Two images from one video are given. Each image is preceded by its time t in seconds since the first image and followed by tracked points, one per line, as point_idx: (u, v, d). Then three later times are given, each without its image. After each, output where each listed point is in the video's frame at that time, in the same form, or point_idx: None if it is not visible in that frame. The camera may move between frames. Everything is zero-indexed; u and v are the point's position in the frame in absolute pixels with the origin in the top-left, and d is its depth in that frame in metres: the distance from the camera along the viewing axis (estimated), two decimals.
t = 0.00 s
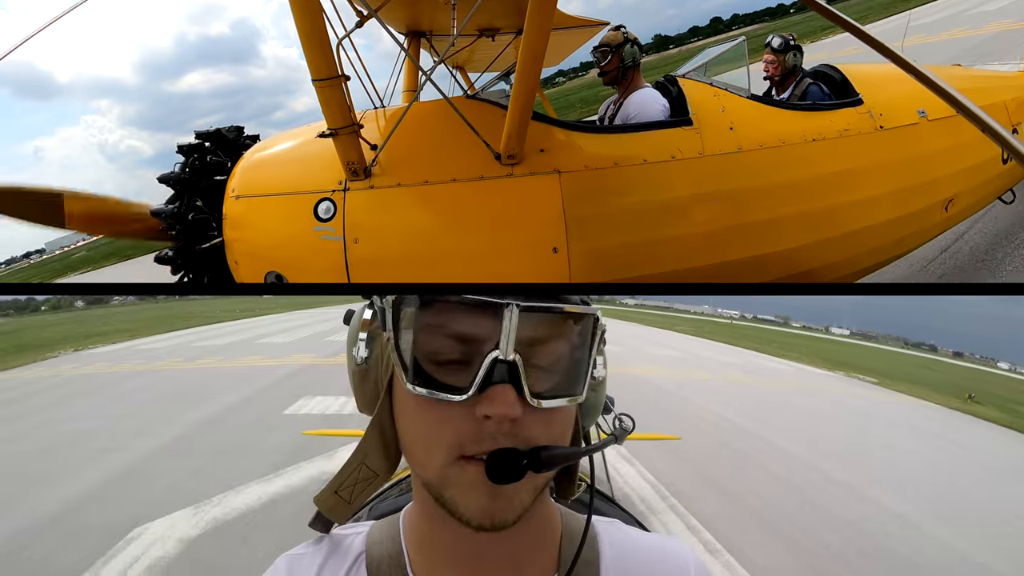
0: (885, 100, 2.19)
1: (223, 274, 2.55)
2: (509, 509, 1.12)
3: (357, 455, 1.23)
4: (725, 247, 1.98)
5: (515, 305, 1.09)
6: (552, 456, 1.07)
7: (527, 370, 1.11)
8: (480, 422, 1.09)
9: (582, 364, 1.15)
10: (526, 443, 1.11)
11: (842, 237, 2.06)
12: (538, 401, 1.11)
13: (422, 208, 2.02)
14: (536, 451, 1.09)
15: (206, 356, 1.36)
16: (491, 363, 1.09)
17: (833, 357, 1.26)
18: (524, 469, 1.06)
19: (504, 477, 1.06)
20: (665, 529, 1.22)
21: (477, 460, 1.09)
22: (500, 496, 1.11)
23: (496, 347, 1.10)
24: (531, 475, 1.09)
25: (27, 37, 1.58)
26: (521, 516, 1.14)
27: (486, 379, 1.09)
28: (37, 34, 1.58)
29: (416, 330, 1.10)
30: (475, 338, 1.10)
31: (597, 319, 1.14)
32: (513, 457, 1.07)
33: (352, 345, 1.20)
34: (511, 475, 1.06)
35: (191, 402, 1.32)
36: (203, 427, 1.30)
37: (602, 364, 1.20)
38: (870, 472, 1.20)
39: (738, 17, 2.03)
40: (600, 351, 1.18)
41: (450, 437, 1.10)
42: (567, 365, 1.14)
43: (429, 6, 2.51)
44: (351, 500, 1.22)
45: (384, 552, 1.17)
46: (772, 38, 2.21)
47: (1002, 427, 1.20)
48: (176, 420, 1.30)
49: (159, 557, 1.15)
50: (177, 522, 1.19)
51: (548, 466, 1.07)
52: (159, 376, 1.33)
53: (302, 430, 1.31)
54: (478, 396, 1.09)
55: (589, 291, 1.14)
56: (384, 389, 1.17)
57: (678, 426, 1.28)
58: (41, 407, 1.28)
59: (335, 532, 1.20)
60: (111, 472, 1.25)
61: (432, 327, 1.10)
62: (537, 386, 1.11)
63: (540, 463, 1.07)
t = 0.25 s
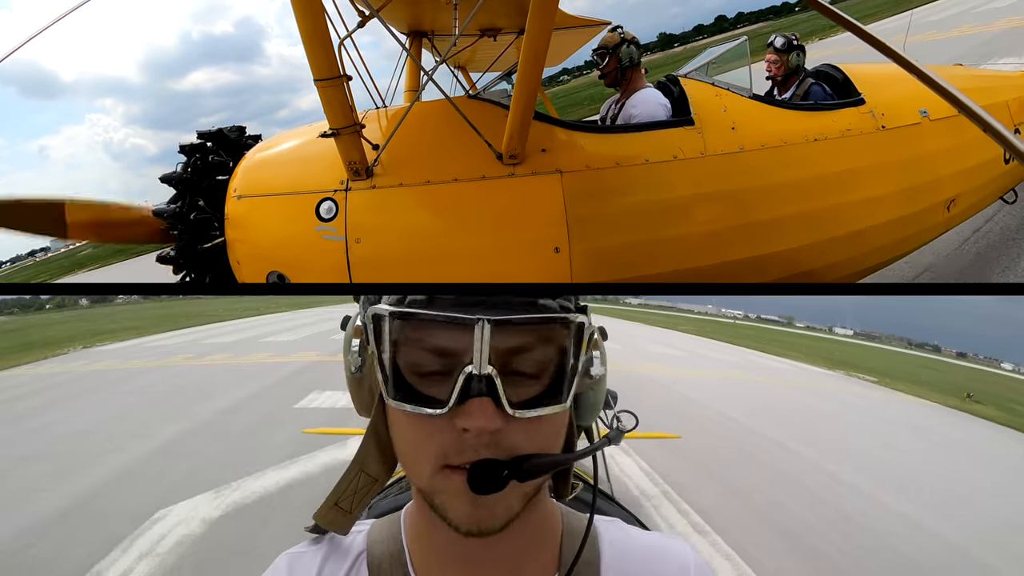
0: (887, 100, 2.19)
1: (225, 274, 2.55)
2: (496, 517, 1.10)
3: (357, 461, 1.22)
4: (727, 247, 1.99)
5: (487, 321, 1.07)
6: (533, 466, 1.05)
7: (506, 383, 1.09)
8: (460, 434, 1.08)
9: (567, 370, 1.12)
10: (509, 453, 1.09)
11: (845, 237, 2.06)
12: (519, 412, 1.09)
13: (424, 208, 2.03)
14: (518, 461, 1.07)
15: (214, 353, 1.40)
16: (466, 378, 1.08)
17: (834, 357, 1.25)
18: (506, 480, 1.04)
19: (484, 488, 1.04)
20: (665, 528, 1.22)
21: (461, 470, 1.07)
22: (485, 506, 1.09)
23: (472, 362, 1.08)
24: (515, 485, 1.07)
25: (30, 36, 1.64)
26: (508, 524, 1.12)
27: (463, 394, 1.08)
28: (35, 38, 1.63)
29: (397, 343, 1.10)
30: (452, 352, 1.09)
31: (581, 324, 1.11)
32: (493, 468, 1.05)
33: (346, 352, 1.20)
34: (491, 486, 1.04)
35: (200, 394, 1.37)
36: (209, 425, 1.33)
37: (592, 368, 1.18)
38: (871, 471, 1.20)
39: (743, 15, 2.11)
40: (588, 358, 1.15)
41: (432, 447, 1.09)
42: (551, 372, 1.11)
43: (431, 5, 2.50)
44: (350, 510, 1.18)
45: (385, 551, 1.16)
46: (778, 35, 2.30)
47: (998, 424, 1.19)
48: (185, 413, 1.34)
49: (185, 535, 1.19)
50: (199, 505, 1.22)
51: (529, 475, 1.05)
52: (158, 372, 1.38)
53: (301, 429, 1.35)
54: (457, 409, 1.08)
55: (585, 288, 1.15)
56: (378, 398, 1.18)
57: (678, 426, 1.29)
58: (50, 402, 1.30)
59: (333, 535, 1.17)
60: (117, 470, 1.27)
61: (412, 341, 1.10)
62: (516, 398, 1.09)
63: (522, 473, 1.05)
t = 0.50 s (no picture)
0: (888, 100, 2.19)
1: (227, 274, 2.56)
2: (476, 531, 1.09)
3: (348, 462, 1.24)
4: (729, 246, 1.99)
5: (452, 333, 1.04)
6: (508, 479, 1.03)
7: (483, 395, 1.08)
8: (438, 446, 1.08)
9: (549, 382, 1.08)
10: (488, 465, 1.08)
11: (847, 236, 2.06)
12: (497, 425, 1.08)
13: (425, 208, 2.03)
14: (495, 475, 1.05)
15: (223, 352, 1.39)
16: (439, 391, 1.08)
17: (834, 359, 1.25)
18: (480, 495, 1.02)
19: (458, 503, 1.02)
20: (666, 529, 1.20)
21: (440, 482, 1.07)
22: (466, 518, 1.08)
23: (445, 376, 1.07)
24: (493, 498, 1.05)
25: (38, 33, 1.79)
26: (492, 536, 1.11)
27: (438, 406, 1.08)
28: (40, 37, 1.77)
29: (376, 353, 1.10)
30: (426, 363, 1.08)
31: (563, 333, 1.07)
32: (468, 481, 1.04)
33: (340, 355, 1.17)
34: (465, 500, 1.02)
35: (205, 395, 1.37)
36: (210, 427, 1.33)
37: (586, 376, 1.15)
38: (872, 471, 1.20)
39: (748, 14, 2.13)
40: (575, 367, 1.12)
41: (413, 457, 1.10)
42: (534, 382, 1.08)
43: (432, 5, 2.50)
44: (344, 504, 1.20)
45: (385, 551, 1.14)
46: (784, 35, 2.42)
47: (994, 424, 1.20)
48: (195, 413, 1.35)
49: (207, 519, 1.21)
50: (219, 490, 1.24)
51: (504, 490, 1.02)
52: (163, 372, 1.39)
53: (301, 431, 1.34)
54: (432, 420, 1.08)
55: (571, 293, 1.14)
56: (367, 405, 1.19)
57: (677, 427, 1.31)
58: (60, 400, 1.32)
59: (334, 532, 1.18)
60: (122, 470, 1.28)
61: (389, 351, 1.10)
62: (493, 411, 1.08)
63: (497, 487, 1.03)
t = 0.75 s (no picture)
0: (889, 99, 2.18)
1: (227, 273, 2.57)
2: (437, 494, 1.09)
3: (328, 456, 1.22)
4: (730, 245, 2.00)
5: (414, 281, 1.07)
6: (463, 439, 1.03)
7: (442, 347, 1.06)
8: (397, 403, 1.08)
9: (510, 343, 1.05)
10: (446, 422, 1.06)
11: (848, 236, 2.07)
12: (455, 382, 1.06)
13: (426, 207, 2.03)
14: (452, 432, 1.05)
15: (230, 348, 1.35)
16: (399, 343, 1.07)
17: (834, 356, 1.24)
18: (436, 450, 1.03)
19: (415, 458, 1.04)
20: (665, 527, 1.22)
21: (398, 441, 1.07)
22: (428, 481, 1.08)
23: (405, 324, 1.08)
24: (451, 458, 1.05)
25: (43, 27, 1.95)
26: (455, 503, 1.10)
27: (397, 359, 1.07)
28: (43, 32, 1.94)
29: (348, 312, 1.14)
30: (390, 317, 1.09)
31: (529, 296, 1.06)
32: (424, 436, 1.04)
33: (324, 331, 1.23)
34: (422, 457, 1.04)
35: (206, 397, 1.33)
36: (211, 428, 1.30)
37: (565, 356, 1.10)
38: (875, 471, 1.20)
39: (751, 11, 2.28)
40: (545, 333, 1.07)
41: (376, 415, 1.11)
42: (493, 344, 1.05)
43: (433, 4, 2.49)
44: (325, 502, 1.21)
45: (379, 554, 1.16)
46: (787, 34, 2.45)
47: (992, 423, 1.19)
48: (201, 409, 1.32)
49: (225, 504, 1.23)
50: (235, 478, 1.25)
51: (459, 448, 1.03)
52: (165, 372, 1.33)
53: (301, 429, 1.27)
54: (392, 375, 1.08)
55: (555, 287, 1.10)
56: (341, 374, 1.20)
57: (678, 425, 1.29)
58: (68, 398, 1.29)
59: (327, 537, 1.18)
60: (123, 470, 1.26)
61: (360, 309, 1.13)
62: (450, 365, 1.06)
63: (453, 446, 1.03)
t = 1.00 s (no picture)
0: (890, 99, 2.18)
1: (227, 273, 2.57)
2: (418, 481, 1.04)
3: (330, 448, 1.22)
4: (731, 245, 2.00)
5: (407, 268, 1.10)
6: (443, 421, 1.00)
7: (432, 332, 1.07)
8: (386, 386, 1.08)
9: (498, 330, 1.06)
10: (433, 406, 1.05)
11: (850, 235, 2.07)
12: (442, 365, 1.05)
13: (426, 206, 2.03)
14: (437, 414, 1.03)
15: (237, 348, 1.32)
16: (388, 328, 1.09)
17: (837, 357, 1.25)
18: (418, 431, 1.00)
19: (398, 438, 1.01)
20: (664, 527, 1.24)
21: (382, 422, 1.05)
22: (411, 465, 1.04)
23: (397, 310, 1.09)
24: (434, 440, 1.02)
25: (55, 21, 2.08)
26: (436, 493, 1.05)
27: (385, 341, 1.08)
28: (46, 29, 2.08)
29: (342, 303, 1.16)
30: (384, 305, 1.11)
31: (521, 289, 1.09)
32: (407, 415, 1.02)
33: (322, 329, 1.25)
34: (404, 437, 1.01)
35: (206, 399, 1.29)
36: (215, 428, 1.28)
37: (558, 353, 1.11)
38: (878, 471, 1.20)
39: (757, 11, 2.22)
40: (532, 323, 1.09)
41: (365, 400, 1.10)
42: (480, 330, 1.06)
43: (433, 4, 2.49)
44: (329, 494, 1.21)
45: (381, 555, 1.14)
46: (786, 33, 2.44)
47: (992, 422, 1.20)
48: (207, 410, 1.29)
49: (243, 493, 1.22)
50: (252, 468, 1.24)
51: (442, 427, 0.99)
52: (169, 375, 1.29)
53: (300, 430, 1.27)
54: (379, 358, 1.08)
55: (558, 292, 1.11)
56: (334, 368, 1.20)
57: (678, 426, 1.29)
58: (80, 395, 1.27)
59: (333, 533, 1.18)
60: (118, 473, 1.23)
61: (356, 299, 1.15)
62: (437, 350, 1.05)
63: (435, 428, 1.00)
